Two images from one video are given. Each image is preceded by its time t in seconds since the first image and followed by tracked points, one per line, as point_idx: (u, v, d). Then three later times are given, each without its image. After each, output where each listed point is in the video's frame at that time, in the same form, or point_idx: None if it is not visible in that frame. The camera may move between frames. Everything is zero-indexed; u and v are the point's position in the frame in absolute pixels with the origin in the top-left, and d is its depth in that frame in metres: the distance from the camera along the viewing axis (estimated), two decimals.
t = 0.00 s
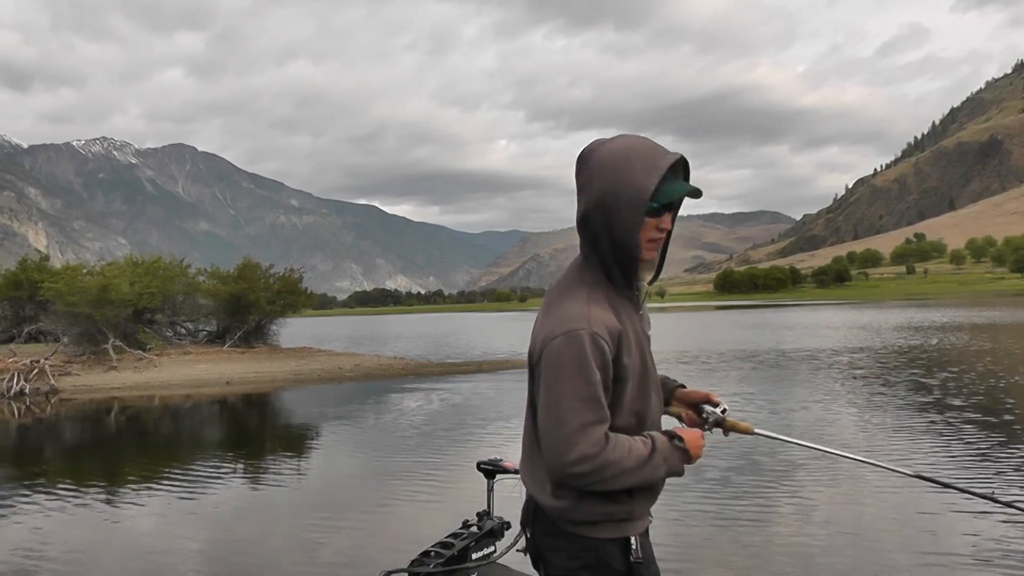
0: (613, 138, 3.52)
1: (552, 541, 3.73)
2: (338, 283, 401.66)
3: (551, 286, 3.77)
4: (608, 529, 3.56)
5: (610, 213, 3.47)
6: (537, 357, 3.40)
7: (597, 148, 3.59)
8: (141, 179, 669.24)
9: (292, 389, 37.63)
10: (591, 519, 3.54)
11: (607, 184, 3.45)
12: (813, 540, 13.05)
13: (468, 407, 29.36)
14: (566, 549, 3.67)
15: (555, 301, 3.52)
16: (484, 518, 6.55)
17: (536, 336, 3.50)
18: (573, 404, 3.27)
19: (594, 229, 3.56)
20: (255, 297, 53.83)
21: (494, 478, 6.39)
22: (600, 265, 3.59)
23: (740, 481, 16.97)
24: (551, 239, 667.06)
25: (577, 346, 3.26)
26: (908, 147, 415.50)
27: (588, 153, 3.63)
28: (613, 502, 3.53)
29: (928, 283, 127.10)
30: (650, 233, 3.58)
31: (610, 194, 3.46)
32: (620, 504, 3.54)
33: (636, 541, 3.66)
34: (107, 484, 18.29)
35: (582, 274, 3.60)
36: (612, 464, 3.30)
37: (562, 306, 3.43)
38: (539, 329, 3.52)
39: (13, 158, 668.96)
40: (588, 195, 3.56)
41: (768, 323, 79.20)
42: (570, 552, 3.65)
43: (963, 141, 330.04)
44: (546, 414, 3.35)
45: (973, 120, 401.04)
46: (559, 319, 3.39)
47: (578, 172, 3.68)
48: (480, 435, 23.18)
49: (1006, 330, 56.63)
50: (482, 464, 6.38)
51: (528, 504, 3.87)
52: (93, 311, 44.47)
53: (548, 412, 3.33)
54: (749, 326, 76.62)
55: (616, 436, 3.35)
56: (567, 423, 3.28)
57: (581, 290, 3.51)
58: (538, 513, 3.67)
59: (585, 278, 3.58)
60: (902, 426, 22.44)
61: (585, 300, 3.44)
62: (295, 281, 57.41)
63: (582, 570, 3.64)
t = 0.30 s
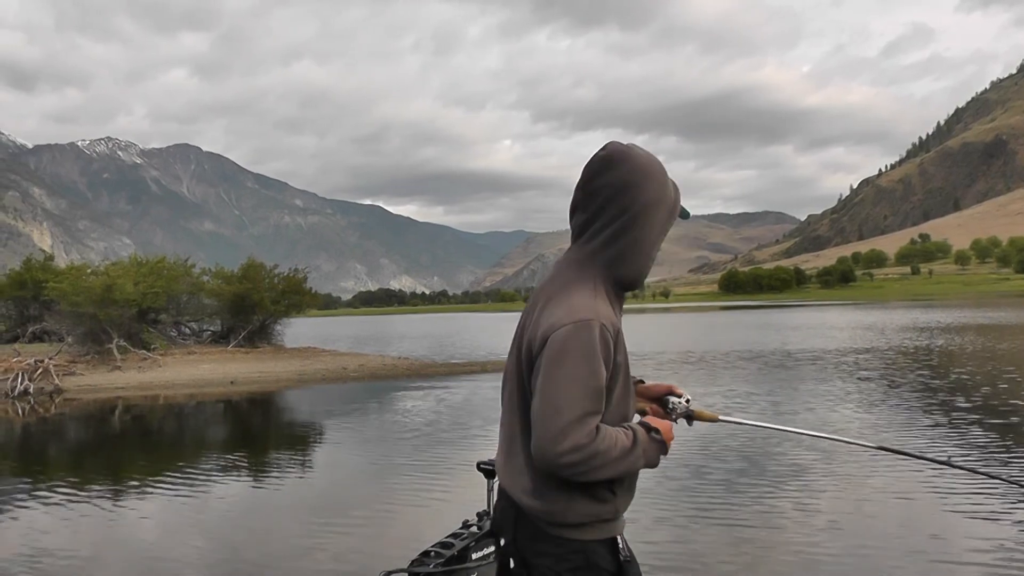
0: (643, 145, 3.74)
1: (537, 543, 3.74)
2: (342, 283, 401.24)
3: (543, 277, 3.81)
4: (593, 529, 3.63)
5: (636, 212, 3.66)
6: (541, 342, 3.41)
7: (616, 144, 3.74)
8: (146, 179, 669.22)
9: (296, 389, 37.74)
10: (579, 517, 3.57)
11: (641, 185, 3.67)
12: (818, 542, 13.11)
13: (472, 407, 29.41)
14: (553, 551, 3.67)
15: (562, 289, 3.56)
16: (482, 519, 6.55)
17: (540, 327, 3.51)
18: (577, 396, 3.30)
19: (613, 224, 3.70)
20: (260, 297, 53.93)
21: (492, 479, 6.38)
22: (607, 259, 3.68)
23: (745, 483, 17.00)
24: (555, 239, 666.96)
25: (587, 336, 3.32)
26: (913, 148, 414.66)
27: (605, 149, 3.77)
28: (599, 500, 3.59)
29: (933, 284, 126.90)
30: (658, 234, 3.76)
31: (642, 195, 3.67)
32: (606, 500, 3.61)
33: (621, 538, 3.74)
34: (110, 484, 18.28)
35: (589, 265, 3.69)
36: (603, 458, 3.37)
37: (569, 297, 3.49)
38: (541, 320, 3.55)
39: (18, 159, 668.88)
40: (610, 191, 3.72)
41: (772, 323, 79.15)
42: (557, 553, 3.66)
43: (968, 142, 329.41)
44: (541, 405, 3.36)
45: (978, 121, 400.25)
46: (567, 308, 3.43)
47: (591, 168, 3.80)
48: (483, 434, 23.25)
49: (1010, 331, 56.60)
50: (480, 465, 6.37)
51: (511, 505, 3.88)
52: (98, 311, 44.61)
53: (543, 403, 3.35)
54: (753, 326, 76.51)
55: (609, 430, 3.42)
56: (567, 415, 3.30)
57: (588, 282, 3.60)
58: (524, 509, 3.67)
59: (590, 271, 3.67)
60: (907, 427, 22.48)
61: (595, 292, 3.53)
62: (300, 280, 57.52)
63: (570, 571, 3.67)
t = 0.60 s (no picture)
0: (624, 146, 3.81)
1: (524, 545, 3.72)
2: (347, 282, 400.73)
3: (528, 279, 3.83)
4: (581, 528, 3.66)
5: (616, 213, 3.75)
6: (540, 338, 3.40)
7: (599, 145, 3.81)
8: (151, 176, 669.27)
9: (301, 387, 37.82)
10: (568, 516, 3.59)
11: (622, 186, 3.75)
12: (821, 546, 13.11)
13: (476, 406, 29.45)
14: (540, 552, 3.68)
15: (555, 287, 3.58)
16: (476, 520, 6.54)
17: (534, 325, 3.52)
18: (580, 391, 3.31)
19: (594, 224, 3.76)
20: (264, 295, 54.03)
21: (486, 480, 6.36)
22: (595, 258, 3.74)
23: (748, 486, 17.01)
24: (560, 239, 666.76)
25: (589, 329, 3.35)
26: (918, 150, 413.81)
27: (588, 150, 3.84)
28: (586, 498, 3.62)
29: (938, 287, 126.70)
30: (640, 233, 3.85)
31: (621, 196, 3.75)
32: (594, 499, 3.64)
33: (609, 537, 3.77)
34: (113, 482, 18.23)
35: (579, 262, 3.73)
36: (602, 455, 3.40)
37: (563, 294, 3.52)
38: (534, 319, 3.56)
39: (23, 155, 668.72)
40: (590, 192, 3.79)
41: (777, 325, 79.02)
42: (545, 554, 3.67)
43: (975, 145, 328.78)
44: (542, 403, 3.36)
45: (984, 123, 399.38)
46: (564, 305, 3.44)
47: (575, 167, 3.85)
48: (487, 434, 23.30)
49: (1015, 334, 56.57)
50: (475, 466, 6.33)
51: (497, 506, 3.88)
52: (102, 308, 44.72)
53: (545, 399, 3.35)
54: (757, 327, 76.44)
55: (607, 426, 3.45)
56: (569, 410, 3.31)
57: (580, 279, 3.65)
58: (513, 509, 3.68)
59: (581, 269, 3.71)
60: (912, 429, 22.50)
61: (590, 289, 3.57)
62: (304, 278, 57.63)
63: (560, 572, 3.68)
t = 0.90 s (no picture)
0: (613, 146, 3.82)
1: (529, 549, 3.71)
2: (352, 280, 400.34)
3: (524, 279, 3.81)
4: (585, 529, 3.67)
5: (608, 211, 3.75)
6: (546, 337, 3.39)
7: (589, 145, 3.82)
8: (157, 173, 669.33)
9: (306, 385, 37.90)
10: (572, 517, 3.61)
11: (611, 185, 3.75)
12: (827, 551, 13.07)
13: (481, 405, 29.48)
14: (545, 555, 3.67)
15: (555, 287, 3.58)
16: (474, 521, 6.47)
17: (538, 324, 3.51)
18: (589, 389, 3.31)
19: (587, 223, 3.77)
20: (270, 294, 54.14)
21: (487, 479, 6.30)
22: (593, 257, 3.73)
23: (752, 488, 16.99)
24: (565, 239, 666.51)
25: (596, 327, 3.35)
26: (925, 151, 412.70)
27: (577, 150, 3.84)
28: (588, 499, 3.63)
29: (944, 288, 126.42)
30: (632, 230, 3.86)
31: (611, 195, 3.75)
32: (595, 499, 3.66)
33: (613, 540, 3.79)
34: (118, 479, 18.24)
35: (578, 261, 3.73)
36: (612, 453, 3.40)
37: (566, 291, 3.53)
38: (536, 318, 3.56)
39: (30, 152, 668.89)
40: (580, 192, 3.79)
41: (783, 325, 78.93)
42: (550, 558, 3.66)
43: (981, 146, 327.82)
44: (551, 401, 3.35)
45: (991, 124, 398.31)
46: (570, 303, 3.44)
47: (566, 167, 3.87)
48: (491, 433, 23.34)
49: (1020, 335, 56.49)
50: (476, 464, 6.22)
51: (498, 510, 3.88)
52: (108, 305, 44.89)
53: (554, 397, 3.34)
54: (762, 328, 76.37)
55: (614, 425, 3.45)
56: (579, 408, 3.31)
57: (580, 278, 3.65)
58: (515, 511, 3.68)
59: (578, 267, 3.72)
60: (917, 431, 22.48)
61: (591, 287, 3.58)
62: (310, 276, 57.77)
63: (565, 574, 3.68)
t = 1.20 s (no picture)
0: (606, 146, 3.82)
1: (528, 551, 3.72)
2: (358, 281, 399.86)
3: (518, 279, 3.82)
4: (586, 530, 3.67)
5: (602, 210, 3.75)
6: (538, 338, 3.41)
7: (582, 145, 3.82)
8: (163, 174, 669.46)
9: (311, 385, 38.00)
10: (571, 518, 3.61)
11: (605, 182, 3.75)
12: (834, 551, 13.01)
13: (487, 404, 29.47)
14: (546, 556, 3.68)
15: (548, 287, 3.59)
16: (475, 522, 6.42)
17: (532, 323, 3.51)
18: (581, 387, 3.31)
19: (582, 221, 3.78)
20: (276, 294, 54.24)
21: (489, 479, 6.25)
22: (587, 257, 3.75)
23: (758, 489, 16.94)
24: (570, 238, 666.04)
25: (587, 325, 3.36)
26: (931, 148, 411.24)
27: (571, 149, 3.85)
28: (587, 498, 3.64)
29: (952, 286, 125.83)
30: (627, 229, 3.85)
31: (605, 193, 3.75)
32: (594, 499, 3.66)
33: (614, 540, 3.78)
34: (125, 479, 18.33)
35: (570, 261, 3.74)
36: (606, 450, 3.40)
37: (558, 291, 3.53)
38: (531, 316, 3.56)
39: (37, 153, 669.10)
40: (573, 191, 3.80)
41: (789, 324, 78.63)
42: (551, 560, 3.67)
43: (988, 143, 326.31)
44: (543, 399, 3.36)
45: (998, 122, 396.35)
46: (562, 303, 3.45)
47: (560, 166, 3.87)
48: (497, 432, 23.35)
49: None
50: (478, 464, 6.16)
51: (497, 512, 3.89)
52: (114, 305, 45.05)
53: (547, 395, 3.35)
54: (769, 326, 76.08)
55: (609, 423, 3.46)
56: (571, 407, 3.31)
57: (573, 277, 3.66)
58: (513, 512, 3.68)
59: (572, 268, 3.72)
60: (925, 431, 22.39)
61: (583, 286, 3.58)
62: (316, 276, 57.90)
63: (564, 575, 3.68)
